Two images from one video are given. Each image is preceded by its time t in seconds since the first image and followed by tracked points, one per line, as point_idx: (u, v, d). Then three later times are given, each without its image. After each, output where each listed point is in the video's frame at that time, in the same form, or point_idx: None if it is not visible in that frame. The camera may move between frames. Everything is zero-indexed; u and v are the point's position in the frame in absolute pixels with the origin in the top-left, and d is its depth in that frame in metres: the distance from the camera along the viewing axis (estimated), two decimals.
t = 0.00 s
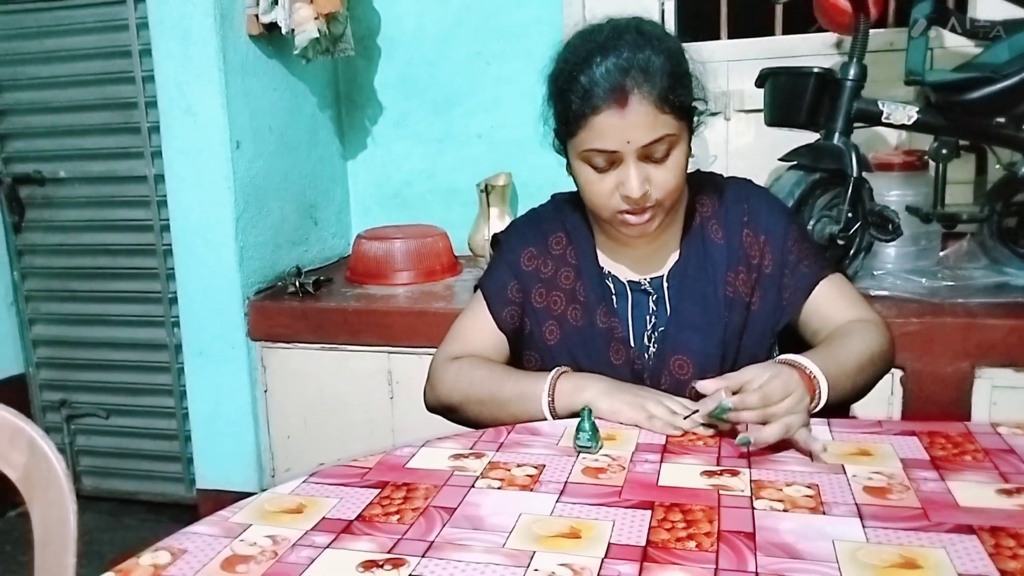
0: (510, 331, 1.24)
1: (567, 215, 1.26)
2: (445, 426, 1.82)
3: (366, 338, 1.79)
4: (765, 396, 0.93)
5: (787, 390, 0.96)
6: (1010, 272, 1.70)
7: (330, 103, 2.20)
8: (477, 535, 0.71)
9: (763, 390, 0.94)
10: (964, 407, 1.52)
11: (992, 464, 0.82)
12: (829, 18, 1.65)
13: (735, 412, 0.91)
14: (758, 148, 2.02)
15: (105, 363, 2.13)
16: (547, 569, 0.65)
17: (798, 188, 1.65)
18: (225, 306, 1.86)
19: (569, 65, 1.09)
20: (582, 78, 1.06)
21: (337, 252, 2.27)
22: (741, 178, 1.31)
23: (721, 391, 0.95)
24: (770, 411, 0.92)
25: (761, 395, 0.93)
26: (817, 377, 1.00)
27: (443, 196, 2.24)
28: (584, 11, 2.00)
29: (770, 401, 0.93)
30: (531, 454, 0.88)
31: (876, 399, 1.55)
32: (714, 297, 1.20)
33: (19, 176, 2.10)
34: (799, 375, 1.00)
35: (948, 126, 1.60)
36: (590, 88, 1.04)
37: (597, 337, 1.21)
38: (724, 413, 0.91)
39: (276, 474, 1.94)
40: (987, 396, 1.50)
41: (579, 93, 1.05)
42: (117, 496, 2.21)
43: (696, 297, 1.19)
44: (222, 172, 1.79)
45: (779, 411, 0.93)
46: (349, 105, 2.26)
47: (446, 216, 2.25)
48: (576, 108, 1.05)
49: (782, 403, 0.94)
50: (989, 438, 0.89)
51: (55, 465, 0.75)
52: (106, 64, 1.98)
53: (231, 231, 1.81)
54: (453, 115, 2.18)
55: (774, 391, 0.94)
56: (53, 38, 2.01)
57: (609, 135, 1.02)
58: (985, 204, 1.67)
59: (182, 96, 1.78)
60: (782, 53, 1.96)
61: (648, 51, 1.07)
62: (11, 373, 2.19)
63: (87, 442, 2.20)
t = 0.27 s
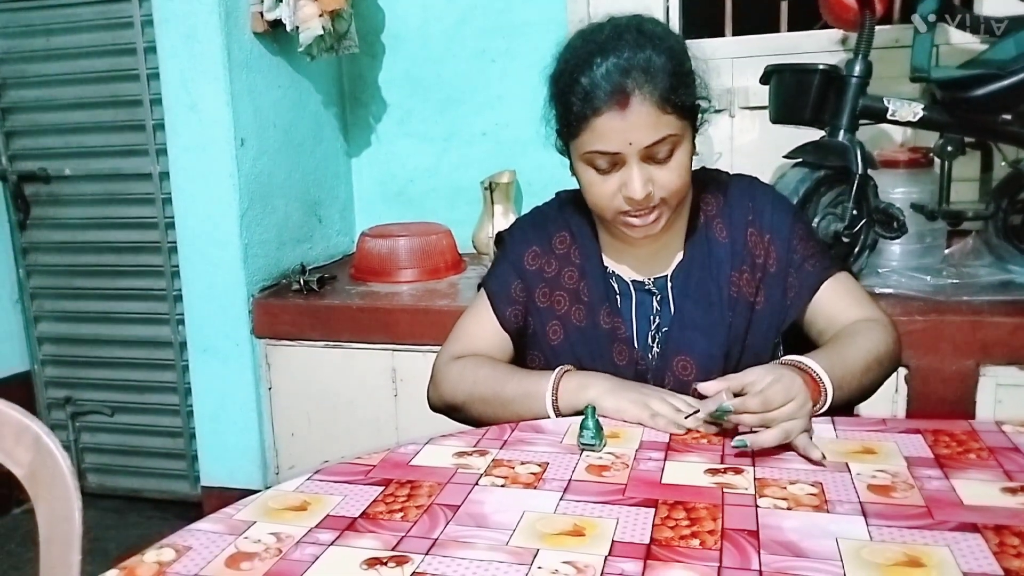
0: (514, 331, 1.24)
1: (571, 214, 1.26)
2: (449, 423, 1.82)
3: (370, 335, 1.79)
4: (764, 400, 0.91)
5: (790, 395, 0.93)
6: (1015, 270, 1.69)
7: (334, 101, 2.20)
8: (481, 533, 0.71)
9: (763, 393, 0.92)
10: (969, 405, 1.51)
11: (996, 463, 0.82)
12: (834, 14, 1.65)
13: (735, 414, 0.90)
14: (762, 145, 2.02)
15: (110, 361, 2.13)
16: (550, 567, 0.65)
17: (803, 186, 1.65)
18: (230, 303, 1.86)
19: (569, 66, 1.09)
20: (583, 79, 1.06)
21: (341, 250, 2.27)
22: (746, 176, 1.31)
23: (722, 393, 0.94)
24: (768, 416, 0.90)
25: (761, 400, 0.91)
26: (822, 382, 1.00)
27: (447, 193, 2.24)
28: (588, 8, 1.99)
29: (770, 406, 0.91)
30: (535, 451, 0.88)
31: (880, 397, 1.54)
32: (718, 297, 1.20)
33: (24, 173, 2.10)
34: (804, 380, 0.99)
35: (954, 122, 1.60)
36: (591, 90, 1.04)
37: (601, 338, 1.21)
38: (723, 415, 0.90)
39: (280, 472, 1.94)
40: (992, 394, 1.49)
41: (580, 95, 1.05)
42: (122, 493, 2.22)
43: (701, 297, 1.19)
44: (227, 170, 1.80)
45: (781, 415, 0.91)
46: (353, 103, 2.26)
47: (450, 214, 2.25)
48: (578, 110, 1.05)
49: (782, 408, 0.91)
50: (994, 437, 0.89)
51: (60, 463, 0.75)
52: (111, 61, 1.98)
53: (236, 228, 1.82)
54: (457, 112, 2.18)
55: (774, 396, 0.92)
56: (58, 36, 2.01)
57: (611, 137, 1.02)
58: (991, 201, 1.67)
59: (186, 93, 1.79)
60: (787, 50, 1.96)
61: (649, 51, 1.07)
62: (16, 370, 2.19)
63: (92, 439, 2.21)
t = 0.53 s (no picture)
0: (511, 330, 1.24)
1: (569, 213, 1.26)
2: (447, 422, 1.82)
3: (368, 334, 1.79)
4: (754, 403, 0.91)
5: (780, 396, 0.92)
6: (1013, 270, 1.69)
7: (332, 99, 2.20)
8: (478, 531, 0.71)
9: (754, 396, 0.91)
10: (966, 404, 1.51)
11: (994, 462, 0.82)
12: (832, 15, 1.65)
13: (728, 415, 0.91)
14: (760, 145, 2.02)
15: (108, 359, 2.13)
16: (548, 565, 0.65)
17: (801, 186, 1.65)
18: (227, 301, 1.86)
19: (563, 71, 1.08)
20: (576, 85, 1.05)
21: (339, 249, 2.27)
22: (744, 175, 1.31)
23: (713, 394, 0.93)
24: (759, 418, 0.90)
25: (752, 402, 0.90)
26: (817, 381, 1.00)
27: (445, 192, 2.24)
28: (587, 8, 1.99)
29: (760, 408, 0.91)
30: (533, 450, 0.88)
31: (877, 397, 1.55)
32: (717, 298, 1.20)
33: (21, 171, 2.10)
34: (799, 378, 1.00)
35: (952, 123, 1.60)
36: (584, 96, 1.03)
37: (599, 339, 1.21)
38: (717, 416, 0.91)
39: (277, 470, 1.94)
40: (989, 393, 1.50)
41: (574, 101, 1.04)
42: (119, 491, 2.21)
43: (699, 298, 1.19)
44: (224, 168, 1.79)
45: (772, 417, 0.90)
46: (351, 101, 2.26)
47: (448, 213, 2.25)
48: (572, 116, 1.05)
49: (772, 410, 0.91)
50: (991, 436, 0.89)
51: (56, 460, 0.75)
52: (109, 59, 1.98)
53: (233, 226, 1.82)
54: (456, 111, 2.18)
55: (764, 398, 0.91)
56: (56, 34, 2.01)
57: (606, 143, 1.01)
58: (989, 201, 1.67)
59: (185, 91, 1.78)
60: (785, 50, 1.96)
61: (643, 55, 1.06)
62: (13, 368, 2.19)
63: (88, 437, 2.20)
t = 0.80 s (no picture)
0: (509, 331, 1.24)
1: (568, 214, 1.26)
2: (444, 422, 1.82)
3: (366, 334, 1.79)
4: (748, 405, 0.90)
5: (775, 398, 0.91)
6: (1010, 272, 1.70)
7: (331, 99, 2.20)
8: (475, 532, 0.71)
9: (747, 398, 0.91)
10: (963, 407, 1.52)
11: (991, 464, 0.82)
12: (832, 16, 1.65)
13: (724, 417, 0.91)
14: (758, 147, 2.02)
15: (105, 358, 2.13)
16: (545, 566, 0.65)
17: (800, 188, 1.65)
18: (225, 301, 1.86)
19: (558, 77, 1.08)
20: (572, 90, 1.05)
21: (337, 249, 2.27)
22: (743, 176, 1.31)
23: (708, 397, 0.93)
24: (754, 420, 0.90)
25: (746, 404, 0.90)
26: (812, 382, 1.00)
27: (443, 193, 2.24)
28: (586, 9, 1.99)
29: (755, 410, 0.90)
30: (530, 451, 0.88)
31: (875, 398, 1.55)
32: (715, 299, 1.20)
33: (19, 170, 2.10)
34: (794, 380, 0.99)
35: (951, 125, 1.60)
36: (580, 102, 1.03)
37: (597, 340, 1.21)
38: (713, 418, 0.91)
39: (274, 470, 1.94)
40: (986, 396, 1.50)
41: (569, 107, 1.04)
42: (116, 491, 2.21)
43: (697, 299, 1.19)
44: (223, 167, 1.79)
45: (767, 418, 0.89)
46: (350, 102, 2.26)
47: (446, 213, 2.25)
48: (567, 122, 1.04)
49: (767, 412, 0.90)
50: (989, 438, 0.89)
51: (52, 459, 0.75)
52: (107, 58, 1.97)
53: (232, 226, 1.81)
54: (455, 111, 2.18)
55: (758, 400, 0.90)
56: (55, 32, 2.00)
57: (602, 149, 1.01)
58: (987, 204, 1.67)
59: (183, 90, 1.78)
60: (784, 52, 1.96)
61: (639, 60, 1.06)
62: (10, 367, 2.19)
63: (85, 437, 2.20)
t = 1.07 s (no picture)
0: (507, 329, 1.24)
1: (567, 214, 1.26)
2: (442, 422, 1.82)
3: (364, 333, 1.79)
4: (744, 406, 0.91)
5: (772, 399, 0.92)
6: (1008, 274, 1.70)
7: (329, 98, 2.20)
8: (473, 531, 0.71)
9: (744, 399, 0.91)
10: (960, 408, 1.52)
11: (988, 465, 0.83)
12: (830, 17, 1.65)
13: (721, 418, 0.91)
14: (757, 148, 2.02)
15: (102, 357, 2.12)
16: (542, 566, 0.65)
17: (797, 188, 1.66)
18: (222, 300, 1.86)
19: (558, 77, 1.08)
20: (571, 91, 1.05)
21: (335, 248, 2.27)
22: (742, 176, 1.31)
23: (706, 398, 0.93)
24: (750, 421, 0.90)
25: (742, 405, 0.91)
26: (811, 383, 1.00)
27: (441, 192, 2.24)
28: (585, 9, 1.99)
29: (751, 411, 0.91)
30: (528, 450, 0.88)
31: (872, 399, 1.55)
32: (713, 299, 1.20)
33: (16, 168, 2.09)
34: (792, 381, 0.99)
35: (948, 126, 1.60)
36: (579, 103, 1.03)
37: (596, 340, 1.21)
38: (710, 419, 0.92)
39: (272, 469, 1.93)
40: (983, 397, 1.50)
41: (568, 108, 1.04)
42: (113, 490, 2.21)
43: (695, 299, 1.19)
44: (221, 166, 1.79)
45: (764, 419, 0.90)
46: (348, 101, 2.26)
47: (444, 213, 2.25)
48: (566, 123, 1.04)
49: (764, 413, 0.90)
50: (986, 439, 0.89)
51: (49, 457, 0.75)
52: (106, 57, 1.97)
53: (229, 225, 1.81)
54: (453, 111, 2.18)
55: (755, 401, 0.91)
56: (53, 30, 2.00)
57: (601, 150, 1.01)
58: (985, 205, 1.66)
59: (181, 88, 1.78)
60: (782, 52, 1.96)
61: (639, 61, 1.06)
62: (7, 366, 2.18)
63: (82, 436, 2.20)
